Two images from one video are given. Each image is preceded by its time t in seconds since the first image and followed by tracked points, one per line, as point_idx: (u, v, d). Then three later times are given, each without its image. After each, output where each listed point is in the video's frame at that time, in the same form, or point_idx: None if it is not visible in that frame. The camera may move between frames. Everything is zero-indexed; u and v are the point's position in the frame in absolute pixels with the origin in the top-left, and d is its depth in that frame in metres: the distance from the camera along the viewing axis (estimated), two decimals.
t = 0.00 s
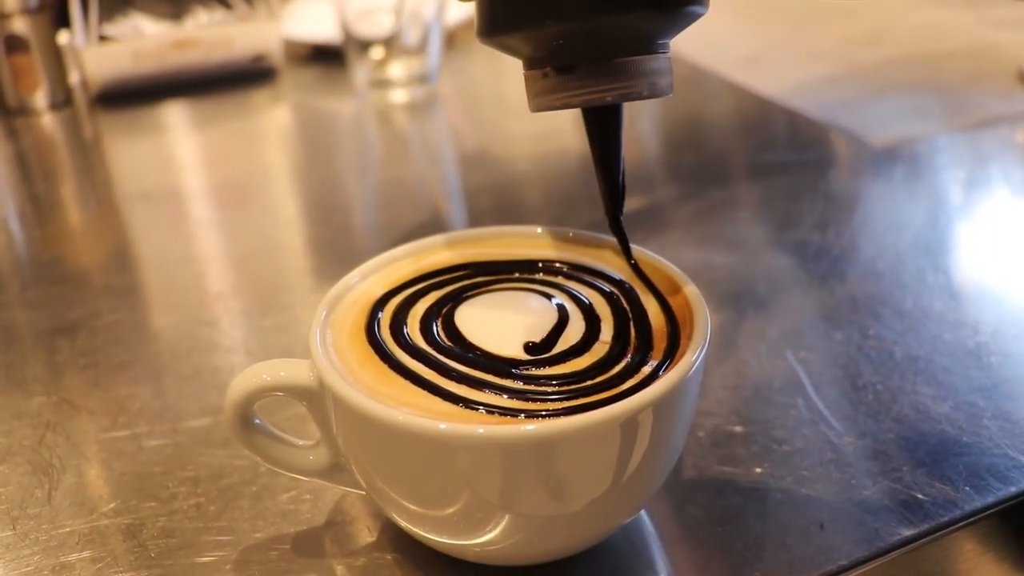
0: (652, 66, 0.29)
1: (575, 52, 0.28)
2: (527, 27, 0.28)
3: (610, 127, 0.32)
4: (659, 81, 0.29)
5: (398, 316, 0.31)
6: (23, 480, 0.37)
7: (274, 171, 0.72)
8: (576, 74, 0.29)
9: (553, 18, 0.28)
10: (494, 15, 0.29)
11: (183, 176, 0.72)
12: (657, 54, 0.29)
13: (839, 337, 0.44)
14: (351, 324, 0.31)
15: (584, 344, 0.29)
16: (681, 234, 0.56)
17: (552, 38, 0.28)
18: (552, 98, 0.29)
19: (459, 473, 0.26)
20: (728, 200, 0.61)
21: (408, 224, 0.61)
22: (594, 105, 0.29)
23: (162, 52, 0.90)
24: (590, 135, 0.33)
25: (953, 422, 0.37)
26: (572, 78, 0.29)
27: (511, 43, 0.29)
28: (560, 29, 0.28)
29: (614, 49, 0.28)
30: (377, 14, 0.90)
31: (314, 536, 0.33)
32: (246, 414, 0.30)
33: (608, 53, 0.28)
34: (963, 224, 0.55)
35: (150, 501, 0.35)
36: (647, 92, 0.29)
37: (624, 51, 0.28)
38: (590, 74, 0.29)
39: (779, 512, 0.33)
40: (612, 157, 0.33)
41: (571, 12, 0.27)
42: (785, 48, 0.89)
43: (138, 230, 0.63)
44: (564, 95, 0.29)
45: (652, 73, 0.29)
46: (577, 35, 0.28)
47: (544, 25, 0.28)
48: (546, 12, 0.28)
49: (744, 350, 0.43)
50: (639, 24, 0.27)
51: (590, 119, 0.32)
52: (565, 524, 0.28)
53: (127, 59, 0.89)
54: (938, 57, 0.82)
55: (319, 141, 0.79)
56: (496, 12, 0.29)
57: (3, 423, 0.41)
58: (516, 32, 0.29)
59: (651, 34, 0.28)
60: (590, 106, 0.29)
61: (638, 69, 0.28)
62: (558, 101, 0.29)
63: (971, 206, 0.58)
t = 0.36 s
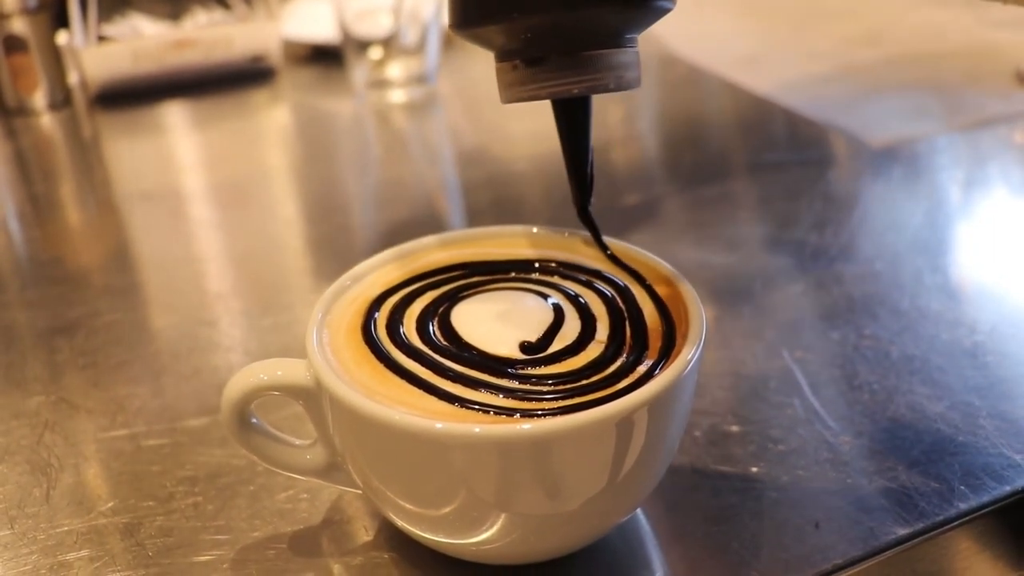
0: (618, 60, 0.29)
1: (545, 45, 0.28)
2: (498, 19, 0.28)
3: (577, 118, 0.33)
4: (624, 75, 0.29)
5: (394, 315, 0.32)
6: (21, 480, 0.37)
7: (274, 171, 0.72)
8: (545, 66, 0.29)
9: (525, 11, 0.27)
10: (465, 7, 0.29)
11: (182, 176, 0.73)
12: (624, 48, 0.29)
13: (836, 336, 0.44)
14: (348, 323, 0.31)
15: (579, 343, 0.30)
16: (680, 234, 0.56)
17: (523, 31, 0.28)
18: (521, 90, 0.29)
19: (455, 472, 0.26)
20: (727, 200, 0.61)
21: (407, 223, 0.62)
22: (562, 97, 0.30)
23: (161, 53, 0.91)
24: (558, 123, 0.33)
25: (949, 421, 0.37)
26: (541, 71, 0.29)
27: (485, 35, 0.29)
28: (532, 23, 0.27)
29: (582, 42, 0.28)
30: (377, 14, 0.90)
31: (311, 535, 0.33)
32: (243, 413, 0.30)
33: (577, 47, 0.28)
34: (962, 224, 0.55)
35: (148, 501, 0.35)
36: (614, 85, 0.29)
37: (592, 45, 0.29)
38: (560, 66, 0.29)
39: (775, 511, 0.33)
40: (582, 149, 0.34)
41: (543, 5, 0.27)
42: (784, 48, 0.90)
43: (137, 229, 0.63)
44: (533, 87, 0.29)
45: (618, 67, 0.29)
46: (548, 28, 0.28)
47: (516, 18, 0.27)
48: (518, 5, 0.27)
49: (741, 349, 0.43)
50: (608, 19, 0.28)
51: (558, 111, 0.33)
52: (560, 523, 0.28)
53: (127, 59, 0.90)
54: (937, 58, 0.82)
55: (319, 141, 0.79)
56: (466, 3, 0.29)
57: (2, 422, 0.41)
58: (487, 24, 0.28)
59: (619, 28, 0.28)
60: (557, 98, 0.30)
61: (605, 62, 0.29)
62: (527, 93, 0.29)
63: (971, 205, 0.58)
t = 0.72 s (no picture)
0: (592, 56, 0.28)
1: (516, 40, 0.28)
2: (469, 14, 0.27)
3: (550, 111, 0.33)
4: (598, 72, 0.29)
5: (394, 318, 0.32)
6: (22, 481, 0.37)
7: (274, 172, 0.73)
8: (517, 62, 0.28)
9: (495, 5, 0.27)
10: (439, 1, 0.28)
11: (183, 177, 0.73)
12: (598, 45, 0.29)
13: (835, 338, 0.44)
14: (348, 326, 0.31)
15: (579, 345, 0.30)
16: (679, 235, 0.56)
17: (493, 27, 0.27)
18: (493, 86, 0.29)
19: (455, 475, 0.26)
20: (727, 200, 0.62)
21: (408, 224, 0.62)
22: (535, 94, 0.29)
23: (161, 53, 0.91)
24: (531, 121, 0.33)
25: (948, 422, 0.37)
26: (513, 66, 0.28)
27: (463, 30, 0.28)
28: (501, 18, 0.27)
29: (553, 39, 0.28)
30: (376, 15, 0.90)
31: (311, 536, 0.33)
32: (244, 415, 0.30)
33: (548, 43, 0.28)
34: (961, 224, 0.55)
35: (149, 502, 0.35)
36: (586, 82, 0.29)
37: (564, 41, 0.28)
38: (531, 62, 0.28)
39: (774, 513, 0.33)
40: (555, 147, 0.34)
41: None
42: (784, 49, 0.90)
43: (138, 230, 0.63)
44: (505, 83, 0.29)
45: (591, 63, 0.28)
46: (518, 24, 0.27)
47: (486, 13, 0.27)
48: None
49: (741, 351, 0.43)
50: (580, 15, 0.27)
51: (533, 106, 0.33)
52: (560, 525, 0.28)
53: (127, 60, 0.90)
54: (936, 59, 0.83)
55: (320, 142, 0.79)
56: None
57: (2, 423, 0.42)
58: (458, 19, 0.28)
59: (593, 26, 0.28)
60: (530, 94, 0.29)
61: (577, 59, 0.28)
62: (500, 88, 0.29)
63: (970, 206, 0.58)
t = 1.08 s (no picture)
0: (561, 58, 0.28)
1: (485, 42, 0.28)
2: (437, 16, 0.27)
3: (520, 112, 0.32)
4: (567, 74, 0.29)
5: (392, 319, 0.31)
6: (18, 483, 0.37)
7: (274, 172, 0.72)
8: (486, 64, 0.28)
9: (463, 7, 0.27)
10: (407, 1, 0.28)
11: (181, 177, 0.72)
12: (568, 46, 0.29)
13: (836, 340, 0.44)
14: (345, 327, 0.31)
15: (578, 347, 0.29)
16: (679, 235, 0.56)
17: (461, 28, 0.27)
18: (462, 88, 0.29)
19: (454, 477, 0.26)
20: (727, 200, 0.61)
21: (407, 224, 0.62)
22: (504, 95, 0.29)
23: (160, 53, 0.91)
24: (502, 123, 0.33)
25: (949, 425, 0.37)
26: (481, 68, 0.28)
27: (431, 31, 0.28)
28: (469, 19, 0.27)
29: (522, 41, 0.28)
30: (375, 15, 0.90)
31: (308, 539, 0.33)
32: (240, 418, 0.30)
33: (517, 45, 0.28)
34: (961, 224, 0.55)
35: (146, 504, 0.35)
36: (556, 84, 0.29)
37: (533, 43, 0.28)
38: (500, 63, 0.28)
39: (775, 516, 0.33)
40: (524, 150, 0.34)
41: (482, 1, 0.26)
42: (783, 49, 0.90)
43: (136, 230, 0.63)
44: (474, 85, 0.29)
45: (560, 65, 0.28)
46: (487, 26, 0.27)
47: (453, 15, 0.27)
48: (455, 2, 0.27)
49: (741, 352, 0.43)
50: (548, 17, 0.27)
51: (503, 107, 0.32)
52: (559, 528, 0.28)
53: (125, 59, 0.89)
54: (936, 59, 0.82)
55: (319, 141, 0.79)
56: None
57: None
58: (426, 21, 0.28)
59: (562, 28, 0.28)
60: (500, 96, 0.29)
61: (546, 61, 0.28)
62: (470, 90, 0.29)
63: (971, 205, 0.58)
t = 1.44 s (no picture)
0: (531, 63, 0.30)
1: (455, 47, 0.29)
2: (408, 20, 0.29)
3: (489, 117, 0.34)
4: (538, 78, 0.30)
5: (386, 324, 0.31)
6: (12, 487, 0.37)
7: (272, 173, 0.72)
8: (456, 68, 0.30)
9: (432, 11, 0.28)
10: (383, 8, 0.30)
11: (179, 179, 0.72)
12: (539, 53, 0.30)
13: (834, 343, 0.44)
14: (339, 333, 0.31)
15: (573, 352, 0.29)
16: (678, 237, 0.56)
17: (431, 33, 0.29)
18: (435, 92, 0.30)
19: (448, 484, 0.26)
20: (726, 202, 0.61)
21: (404, 225, 0.61)
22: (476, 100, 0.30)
23: (157, 55, 0.90)
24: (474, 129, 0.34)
25: (946, 429, 0.37)
26: (453, 72, 0.30)
27: (408, 36, 0.29)
28: (439, 24, 0.28)
29: (491, 46, 0.29)
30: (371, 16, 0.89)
31: (302, 544, 0.33)
32: (234, 423, 0.30)
33: (487, 50, 0.29)
34: (961, 226, 0.55)
35: (140, 509, 0.35)
36: (527, 88, 0.30)
37: (502, 48, 0.29)
38: (473, 68, 0.29)
39: (771, 521, 0.32)
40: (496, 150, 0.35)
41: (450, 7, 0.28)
42: (781, 50, 0.90)
43: (132, 233, 0.63)
44: (446, 88, 0.30)
45: (530, 70, 0.30)
46: (460, 30, 0.28)
47: (426, 20, 0.28)
48: (427, 7, 0.28)
49: (738, 355, 0.43)
50: (515, 23, 0.28)
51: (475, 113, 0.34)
52: (553, 534, 0.28)
53: (122, 61, 0.89)
54: (934, 61, 0.82)
55: (317, 143, 0.79)
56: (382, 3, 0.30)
57: None
58: (398, 26, 0.29)
59: (533, 32, 0.29)
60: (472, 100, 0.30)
61: (516, 66, 0.29)
62: (445, 94, 0.30)
63: (970, 207, 0.58)
